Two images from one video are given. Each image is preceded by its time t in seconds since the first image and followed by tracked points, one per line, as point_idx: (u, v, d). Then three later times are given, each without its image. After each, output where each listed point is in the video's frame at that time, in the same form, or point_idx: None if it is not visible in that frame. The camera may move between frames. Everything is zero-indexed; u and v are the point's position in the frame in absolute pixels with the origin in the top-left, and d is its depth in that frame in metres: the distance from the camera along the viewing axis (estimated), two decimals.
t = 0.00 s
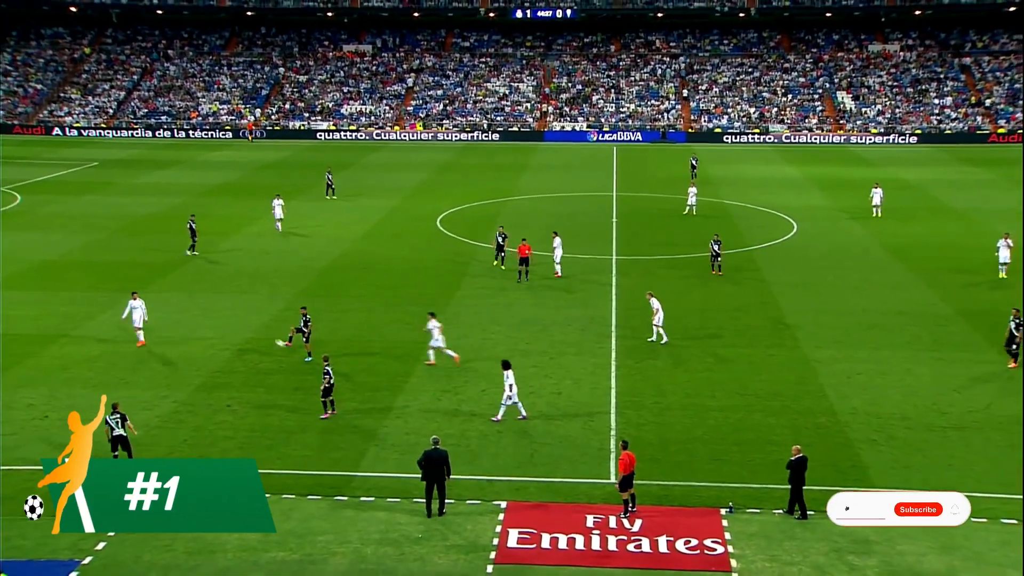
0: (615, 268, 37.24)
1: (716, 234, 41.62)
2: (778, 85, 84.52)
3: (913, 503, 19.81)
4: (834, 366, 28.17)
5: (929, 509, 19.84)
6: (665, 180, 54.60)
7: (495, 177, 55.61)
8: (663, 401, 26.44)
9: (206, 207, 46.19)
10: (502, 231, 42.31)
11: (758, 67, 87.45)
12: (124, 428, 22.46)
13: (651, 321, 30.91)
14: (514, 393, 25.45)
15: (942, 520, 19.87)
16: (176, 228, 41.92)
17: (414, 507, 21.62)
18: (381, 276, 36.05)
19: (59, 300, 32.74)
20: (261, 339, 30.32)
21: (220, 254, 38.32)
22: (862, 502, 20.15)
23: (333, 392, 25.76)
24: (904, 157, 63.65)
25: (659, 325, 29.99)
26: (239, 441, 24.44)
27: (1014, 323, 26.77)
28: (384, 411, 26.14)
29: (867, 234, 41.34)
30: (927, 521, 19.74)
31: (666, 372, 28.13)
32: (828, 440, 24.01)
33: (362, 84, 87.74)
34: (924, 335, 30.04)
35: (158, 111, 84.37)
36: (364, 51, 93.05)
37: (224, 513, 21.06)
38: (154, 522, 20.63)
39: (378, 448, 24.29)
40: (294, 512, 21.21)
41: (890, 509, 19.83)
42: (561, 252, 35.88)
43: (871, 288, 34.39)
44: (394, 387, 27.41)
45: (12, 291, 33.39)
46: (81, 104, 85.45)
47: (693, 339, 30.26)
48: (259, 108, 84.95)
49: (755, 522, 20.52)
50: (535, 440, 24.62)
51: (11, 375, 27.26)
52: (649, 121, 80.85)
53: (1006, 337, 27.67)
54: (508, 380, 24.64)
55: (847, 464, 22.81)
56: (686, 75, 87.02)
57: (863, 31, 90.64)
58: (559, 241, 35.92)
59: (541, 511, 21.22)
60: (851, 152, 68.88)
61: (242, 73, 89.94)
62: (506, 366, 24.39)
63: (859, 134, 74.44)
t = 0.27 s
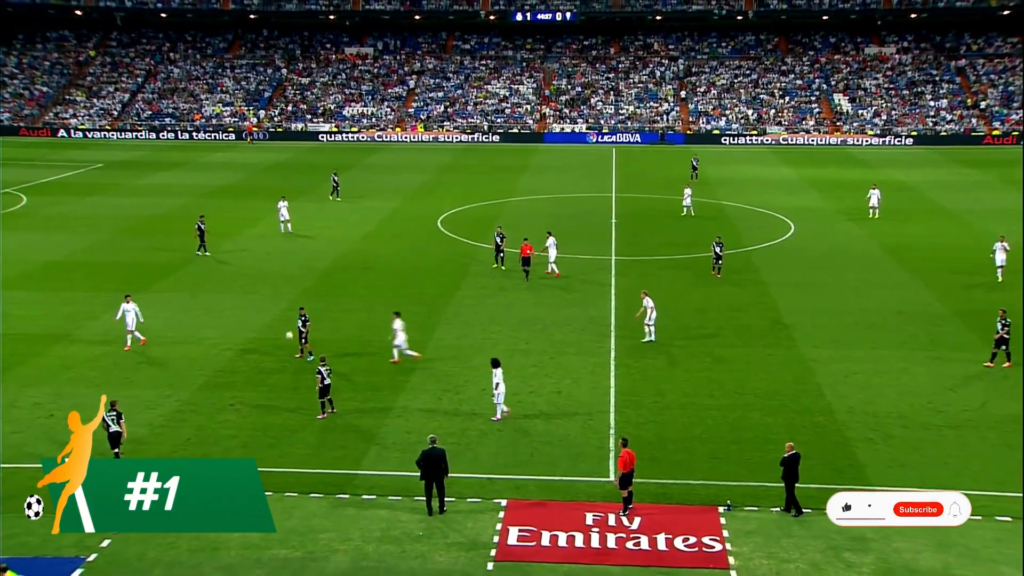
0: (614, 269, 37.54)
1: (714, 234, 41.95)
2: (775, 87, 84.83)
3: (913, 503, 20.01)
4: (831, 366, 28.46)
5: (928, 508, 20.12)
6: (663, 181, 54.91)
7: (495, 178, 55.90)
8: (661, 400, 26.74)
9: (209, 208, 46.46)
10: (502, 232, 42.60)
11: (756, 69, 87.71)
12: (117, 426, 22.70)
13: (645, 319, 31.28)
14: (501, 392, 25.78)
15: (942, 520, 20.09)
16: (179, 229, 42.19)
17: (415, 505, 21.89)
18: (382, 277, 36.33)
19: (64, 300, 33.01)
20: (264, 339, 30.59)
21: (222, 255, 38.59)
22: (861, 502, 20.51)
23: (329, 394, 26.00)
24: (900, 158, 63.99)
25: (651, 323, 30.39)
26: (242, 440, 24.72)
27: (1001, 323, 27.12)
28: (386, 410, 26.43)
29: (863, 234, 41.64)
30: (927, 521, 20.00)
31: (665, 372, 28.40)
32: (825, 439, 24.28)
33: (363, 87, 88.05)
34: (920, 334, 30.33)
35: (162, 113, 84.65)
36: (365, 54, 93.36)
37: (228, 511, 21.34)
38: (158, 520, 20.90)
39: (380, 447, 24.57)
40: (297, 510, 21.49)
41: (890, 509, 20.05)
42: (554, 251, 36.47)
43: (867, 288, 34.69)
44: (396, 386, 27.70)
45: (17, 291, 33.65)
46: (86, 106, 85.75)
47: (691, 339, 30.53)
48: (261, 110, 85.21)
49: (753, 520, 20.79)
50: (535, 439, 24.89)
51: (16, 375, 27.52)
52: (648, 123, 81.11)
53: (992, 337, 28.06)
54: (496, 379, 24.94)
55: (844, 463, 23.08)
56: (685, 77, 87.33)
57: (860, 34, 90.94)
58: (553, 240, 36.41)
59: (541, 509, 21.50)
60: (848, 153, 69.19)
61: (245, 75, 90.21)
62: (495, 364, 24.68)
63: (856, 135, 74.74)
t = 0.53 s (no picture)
0: (615, 268, 37.75)
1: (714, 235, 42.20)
2: (774, 89, 85.01)
3: (913, 502, 18.87)
4: (829, 365, 28.66)
5: (928, 508, 18.92)
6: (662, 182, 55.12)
7: (496, 179, 56.10)
8: (660, 400, 26.94)
9: (212, 209, 46.68)
10: (502, 232, 42.81)
11: (755, 71, 87.88)
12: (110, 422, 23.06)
13: (638, 320, 31.53)
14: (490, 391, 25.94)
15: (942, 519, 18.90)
16: (182, 230, 42.39)
17: (417, 504, 22.08)
18: (383, 277, 36.52)
19: (67, 300, 33.21)
20: (266, 339, 30.80)
21: (224, 255, 38.79)
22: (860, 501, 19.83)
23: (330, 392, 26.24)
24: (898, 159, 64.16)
25: (642, 322, 30.63)
26: (245, 439, 24.94)
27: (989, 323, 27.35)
28: (387, 409, 26.63)
29: (861, 235, 41.84)
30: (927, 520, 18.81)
31: (664, 371, 28.59)
32: (823, 438, 24.47)
33: (365, 88, 88.27)
34: (918, 334, 30.53)
35: (165, 114, 84.89)
36: (367, 56, 93.61)
37: (230, 510, 21.55)
38: (161, 518, 21.11)
39: (382, 446, 24.78)
40: (299, 509, 21.69)
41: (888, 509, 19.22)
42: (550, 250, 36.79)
43: (866, 288, 34.89)
44: (397, 386, 27.90)
45: (21, 291, 33.87)
46: (90, 108, 86.01)
47: (691, 338, 30.75)
48: (264, 111, 85.42)
49: (751, 519, 20.98)
50: (535, 438, 25.10)
51: (21, 374, 27.73)
52: (647, 124, 81.27)
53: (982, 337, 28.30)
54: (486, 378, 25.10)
55: (842, 462, 23.27)
56: (684, 79, 87.56)
57: (858, 36, 90.90)
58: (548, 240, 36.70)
59: (542, 507, 21.70)
60: (846, 154, 69.34)
61: (248, 76, 90.40)
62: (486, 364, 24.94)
63: (854, 137, 74.91)
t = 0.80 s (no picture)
0: (617, 268, 37.91)
1: (717, 235, 42.38)
2: (776, 90, 85.06)
3: (913, 503, 19.27)
4: (830, 365, 28.79)
5: (929, 508, 19.32)
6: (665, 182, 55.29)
7: (499, 179, 56.26)
8: (662, 399, 27.09)
9: (217, 210, 46.88)
10: (505, 233, 42.98)
11: (756, 73, 87.95)
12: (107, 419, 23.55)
13: (634, 321, 31.74)
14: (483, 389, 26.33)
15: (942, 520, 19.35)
16: (187, 230, 42.59)
17: (420, 503, 22.26)
18: (387, 277, 36.71)
19: (74, 300, 33.43)
20: (271, 338, 31.01)
21: (229, 255, 39.01)
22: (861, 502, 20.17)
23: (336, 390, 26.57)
24: (899, 160, 64.22)
25: (638, 323, 30.80)
26: (249, 438, 25.14)
27: (982, 324, 27.47)
28: (390, 408, 26.83)
29: (863, 235, 41.96)
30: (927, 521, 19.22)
31: (666, 371, 28.74)
32: (823, 438, 24.60)
33: (369, 90, 88.50)
34: (919, 334, 30.65)
35: (171, 115, 85.20)
36: (371, 57, 93.83)
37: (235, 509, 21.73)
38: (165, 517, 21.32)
39: (385, 445, 24.97)
40: (303, 507, 21.89)
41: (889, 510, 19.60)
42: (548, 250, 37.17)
43: (867, 289, 35.01)
44: (400, 385, 28.08)
45: (28, 291, 34.10)
46: (97, 109, 86.32)
47: (692, 339, 30.90)
48: (269, 112, 85.69)
49: (753, 517, 21.13)
50: (537, 438, 25.27)
51: (28, 373, 27.95)
52: (650, 125, 81.33)
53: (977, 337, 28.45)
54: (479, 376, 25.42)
55: (843, 461, 23.39)
56: (686, 81, 87.68)
57: (859, 38, 90.99)
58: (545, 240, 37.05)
59: (544, 506, 21.86)
60: (848, 155, 69.37)
61: (253, 78, 90.64)
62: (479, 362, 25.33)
63: (856, 138, 74.95)
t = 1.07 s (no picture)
0: (624, 269, 37.96)
1: (723, 235, 42.40)
2: (783, 91, 85.02)
3: (913, 503, 19.24)
4: (836, 365, 28.83)
5: (928, 508, 19.32)
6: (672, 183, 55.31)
7: (506, 180, 56.33)
8: (668, 399, 27.17)
9: (225, 210, 47.02)
10: (512, 233, 43.06)
11: (763, 74, 87.88)
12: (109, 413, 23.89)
13: (634, 321, 31.74)
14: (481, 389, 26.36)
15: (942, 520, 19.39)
16: (196, 230, 42.74)
17: (427, 502, 22.36)
18: (394, 277, 36.80)
19: (83, 299, 33.61)
20: (279, 337, 31.15)
21: (237, 255, 39.16)
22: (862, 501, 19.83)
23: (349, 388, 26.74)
24: (906, 161, 64.15)
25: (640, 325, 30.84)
26: (257, 437, 25.28)
27: (982, 326, 27.49)
28: (397, 407, 26.94)
29: (869, 236, 41.96)
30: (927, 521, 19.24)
31: (672, 371, 28.80)
32: (830, 438, 24.64)
33: (376, 90, 88.66)
34: (925, 335, 30.67)
35: (180, 116, 85.44)
36: (379, 58, 93.98)
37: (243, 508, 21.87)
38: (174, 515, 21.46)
39: (392, 444, 25.08)
40: (310, 506, 22.01)
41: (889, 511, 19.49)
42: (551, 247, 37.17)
43: (873, 289, 35.02)
44: (407, 385, 28.19)
45: (38, 290, 34.29)
46: (107, 110, 86.62)
47: (698, 339, 30.95)
48: (277, 113, 85.91)
49: (759, 517, 21.18)
50: (544, 437, 25.35)
51: (38, 372, 28.11)
52: (657, 126, 81.32)
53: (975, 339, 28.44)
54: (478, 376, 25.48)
55: (849, 462, 23.43)
56: (694, 81, 87.68)
57: (866, 38, 90.93)
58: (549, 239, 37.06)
59: (551, 506, 21.96)
60: (855, 156, 69.31)
61: (262, 78, 90.86)
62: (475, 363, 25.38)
63: (863, 139, 74.89)
